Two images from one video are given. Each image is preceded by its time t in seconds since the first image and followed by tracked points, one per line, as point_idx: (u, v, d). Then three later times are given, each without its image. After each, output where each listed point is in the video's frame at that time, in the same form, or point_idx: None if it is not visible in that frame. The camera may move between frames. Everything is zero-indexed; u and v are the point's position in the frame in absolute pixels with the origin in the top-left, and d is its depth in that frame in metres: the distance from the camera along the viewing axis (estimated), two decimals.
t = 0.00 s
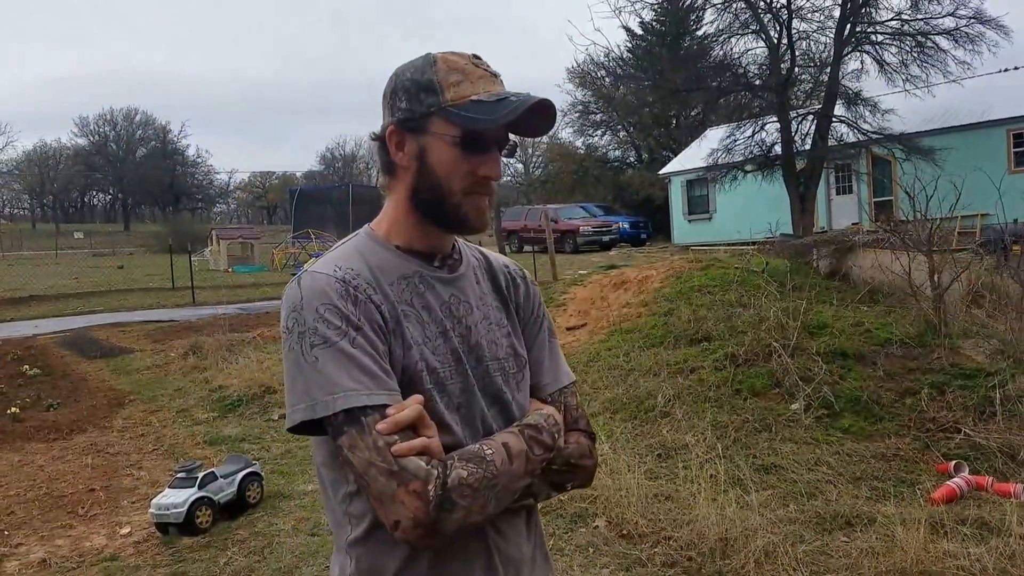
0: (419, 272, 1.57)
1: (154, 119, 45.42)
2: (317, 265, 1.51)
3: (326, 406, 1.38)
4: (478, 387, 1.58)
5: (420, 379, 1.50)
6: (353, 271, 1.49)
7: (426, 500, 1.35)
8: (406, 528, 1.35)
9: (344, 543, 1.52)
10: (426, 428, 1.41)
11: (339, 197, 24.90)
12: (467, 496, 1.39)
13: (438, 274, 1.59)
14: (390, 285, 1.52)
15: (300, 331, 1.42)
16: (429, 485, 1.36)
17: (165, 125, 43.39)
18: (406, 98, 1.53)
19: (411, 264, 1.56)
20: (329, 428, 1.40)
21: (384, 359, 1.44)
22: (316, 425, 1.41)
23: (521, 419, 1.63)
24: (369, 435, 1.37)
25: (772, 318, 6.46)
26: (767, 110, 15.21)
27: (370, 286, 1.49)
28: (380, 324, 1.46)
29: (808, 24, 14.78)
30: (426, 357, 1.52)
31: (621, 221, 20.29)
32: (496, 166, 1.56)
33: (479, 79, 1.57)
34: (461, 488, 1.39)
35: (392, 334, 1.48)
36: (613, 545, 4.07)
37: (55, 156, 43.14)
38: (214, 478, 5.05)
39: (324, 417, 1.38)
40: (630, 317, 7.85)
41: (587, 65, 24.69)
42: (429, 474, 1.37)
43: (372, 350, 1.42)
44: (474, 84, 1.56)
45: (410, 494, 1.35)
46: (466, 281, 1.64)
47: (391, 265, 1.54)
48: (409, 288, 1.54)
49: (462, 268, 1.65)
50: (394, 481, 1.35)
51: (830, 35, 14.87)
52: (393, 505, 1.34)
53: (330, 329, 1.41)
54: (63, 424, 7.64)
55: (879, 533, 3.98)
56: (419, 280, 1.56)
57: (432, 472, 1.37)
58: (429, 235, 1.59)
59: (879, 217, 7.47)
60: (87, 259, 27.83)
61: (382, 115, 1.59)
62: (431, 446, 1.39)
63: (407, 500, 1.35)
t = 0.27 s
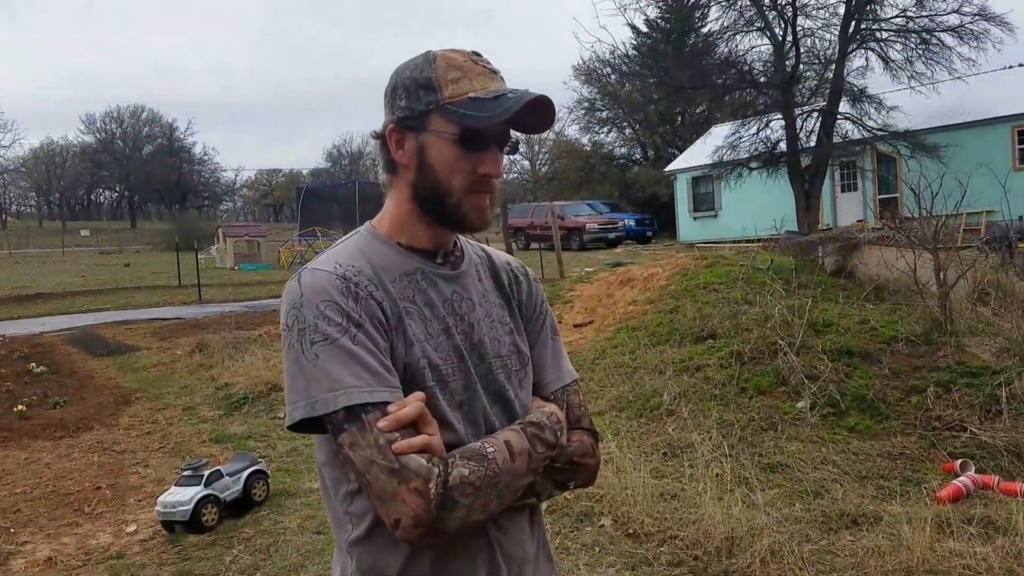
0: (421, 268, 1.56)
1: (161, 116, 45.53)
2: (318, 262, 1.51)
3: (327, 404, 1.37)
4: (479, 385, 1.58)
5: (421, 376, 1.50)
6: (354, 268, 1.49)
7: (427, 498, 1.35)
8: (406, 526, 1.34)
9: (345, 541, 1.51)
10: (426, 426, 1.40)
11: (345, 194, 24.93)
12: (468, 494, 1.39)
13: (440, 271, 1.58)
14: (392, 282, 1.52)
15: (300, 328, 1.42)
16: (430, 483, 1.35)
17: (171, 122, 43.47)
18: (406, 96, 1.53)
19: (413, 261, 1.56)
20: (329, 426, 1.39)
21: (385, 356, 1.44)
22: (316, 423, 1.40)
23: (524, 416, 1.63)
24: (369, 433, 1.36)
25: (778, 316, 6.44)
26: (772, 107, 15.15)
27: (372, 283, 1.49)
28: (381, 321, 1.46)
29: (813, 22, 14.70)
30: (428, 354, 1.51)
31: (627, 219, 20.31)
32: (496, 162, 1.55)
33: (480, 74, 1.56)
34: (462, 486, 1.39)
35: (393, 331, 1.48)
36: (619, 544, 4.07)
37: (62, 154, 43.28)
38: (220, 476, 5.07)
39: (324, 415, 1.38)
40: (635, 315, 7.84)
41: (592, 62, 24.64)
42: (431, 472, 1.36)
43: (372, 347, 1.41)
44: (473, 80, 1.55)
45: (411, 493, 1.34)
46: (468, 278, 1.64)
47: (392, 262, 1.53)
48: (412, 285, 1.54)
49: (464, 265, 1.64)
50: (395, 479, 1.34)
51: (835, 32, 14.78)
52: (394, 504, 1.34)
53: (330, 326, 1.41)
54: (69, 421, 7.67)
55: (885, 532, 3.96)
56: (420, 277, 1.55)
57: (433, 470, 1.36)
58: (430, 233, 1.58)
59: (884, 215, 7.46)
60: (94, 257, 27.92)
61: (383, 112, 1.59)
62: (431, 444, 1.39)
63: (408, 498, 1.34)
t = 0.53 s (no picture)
0: (426, 266, 1.56)
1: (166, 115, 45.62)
2: (325, 259, 1.50)
3: (334, 401, 1.37)
4: (484, 384, 1.58)
5: (426, 374, 1.49)
6: (360, 264, 1.49)
7: (435, 496, 1.34)
8: (414, 524, 1.34)
9: (349, 540, 1.51)
10: (433, 424, 1.40)
11: (350, 193, 24.96)
12: (475, 492, 1.39)
13: (445, 269, 1.58)
14: (399, 279, 1.52)
15: (308, 324, 1.41)
16: (438, 481, 1.35)
17: (177, 121, 43.59)
18: (392, 96, 1.57)
19: (419, 259, 1.56)
20: (337, 423, 1.39)
21: (392, 352, 1.43)
22: (324, 420, 1.39)
23: (530, 415, 1.63)
24: (378, 430, 1.36)
25: (783, 316, 6.42)
26: (777, 106, 15.11)
27: (378, 280, 1.49)
28: (388, 318, 1.46)
29: (818, 21, 14.64)
30: (434, 352, 1.51)
31: (631, 218, 20.29)
32: (473, 152, 1.54)
33: (458, 64, 1.55)
34: (470, 484, 1.39)
35: (399, 328, 1.47)
36: (624, 545, 4.07)
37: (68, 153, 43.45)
38: (225, 476, 5.08)
39: (332, 412, 1.37)
40: (640, 314, 7.83)
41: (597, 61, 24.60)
42: (439, 470, 1.36)
43: (380, 344, 1.41)
44: (451, 69, 1.54)
45: (419, 490, 1.34)
46: (473, 276, 1.63)
47: (398, 259, 1.53)
48: (417, 283, 1.54)
49: (469, 263, 1.64)
50: (403, 477, 1.34)
51: (839, 32, 14.73)
52: (402, 502, 1.34)
53: (338, 322, 1.40)
54: (76, 420, 7.70)
55: (890, 533, 3.96)
56: (426, 275, 1.55)
57: (441, 468, 1.36)
58: (430, 230, 1.58)
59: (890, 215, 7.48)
60: (100, 255, 28.03)
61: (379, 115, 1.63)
62: (439, 442, 1.38)
63: (416, 496, 1.34)
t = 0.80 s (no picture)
0: (429, 269, 1.56)
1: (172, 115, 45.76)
2: (327, 261, 1.51)
3: (335, 403, 1.37)
4: (487, 386, 1.58)
5: (428, 376, 1.49)
6: (362, 267, 1.49)
7: (435, 498, 1.35)
8: (413, 526, 1.34)
9: (350, 542, 1.51)
10: (434, 426, 1.40)
11: (355, 194, 25.01)
12: (476, 496, 1.39)
13: (448, 271, 1.58)
14: (402, 281, 1.52)
15: (309, 327, 1.41)
16: (437, 484, 1.35)
17: (183, 123, 43.70)
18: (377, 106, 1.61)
19: (421, 261, 1.56)
20: (338, 425, 1.39)
21: (393, 355, 1.43)
22: (325, 422, 1.40)
23: (533, 418, 1.63)
24: (378, 432, 1.36)
25: (788, 318, 6.41)
26: (782, 107, 15.08)
27: (380, 283, 1.49)
28: (389, 320, 1.46)
29: (822, 23, 14.61)
30: (436, 354, 1.51)
31: (635, 219, 20.27)
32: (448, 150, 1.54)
33: (430, 64, 1.55)
34: (470, 487, 1.38)
35: (401, 331, 1.47)
36: (629, 548, 4.06)
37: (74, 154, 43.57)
38: (230, 477, 5.09)
39: (333, 414, 1.38)
40: (644, 316, 7.82)
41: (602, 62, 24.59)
42: (438, 472, 1.36)
43: (381, 347, 1.41)
44: (421, 70, 1.55)
45: (418, 492, 1.34)
46: (477, 278, 1.63)
47: (400, 261, 1.54)
48: (419, 285, 1.54)
49: (473, 266, 1.64)
50: (403, 479, 1.34)
51: (844, 34, 14.69)
52: (400, 504, 1.34)
53: (339, 324, 1.41)
54: (81, 421, 7.72)
55: (896, 537, 3.95)
56: (429, 277, 1.55)
57: (440, 470, 1.36)
58: (428, 234, 1.58)
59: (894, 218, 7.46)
60: (106, 256, 28.14)
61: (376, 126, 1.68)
62: (439, 445, 1.39)
63: (416, 498, 1.34)
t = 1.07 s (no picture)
0: (431, 271, 1.56)
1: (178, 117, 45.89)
2: (327, 263, 1.52)
3: (326, 410, 1.38)
4: (488, 389, 1.58)
5: (426, 380, 1.50)
6: (361, 270, 1.49)
7: (418, 510, 1.35)
8: (397, 536, 1.36)
9: (351, 543, 1.53)
10: (425, 435, 1.40)
11: (359, 196, 25.05)
12: (462, 506, 1.39)
13: (451, 273, 1.58)
14: (401, 285, 1.52)
15: (305, 332, 1.42)
16: (421, 495, 1.36)
17: (189, 124, 43.82)
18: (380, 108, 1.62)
19: (423, 263, 1.56)
20: (330, 432, 1.40)
21: (388, 361, 1.43)
22: (319, 427, 1.41)
23: (533, 423, 1.63)
24: (365, 441, 1.37)
25: (792, 322, 6.40)
26: (787, 110, 15.06)
27: (379, 286, 1.49)
28: (385, 326, 1.46)
29: (827, 26, 14.58)
30: (434, 358, 1.51)
31: (640, 222, 20.25)
32: (452, 149, 1.55)
33: (430, 64, 1.56)
34: (456, 498, 1.38)
35: (398, 335, 1.48)
36: (633, 552, 4.05)
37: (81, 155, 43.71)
38: (235, 479, 5.10)
39: (324, 420, 1.39)
40: (648, 319, 7.81)
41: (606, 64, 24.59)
42: (423, 482, 1.36)
43: (374, 353, 1.41)
44: (421, 70, 1.56)
45: (402, 504, 1.35)
46: (481, 279, 1.63)
47: (401, 264, 1.54)
48: (421, 287, 1.54)
49: (477, 267, 1.64)
50: (388, 489, 1.35)
51: (849, 37, 14.65)
52: (384, 515, 1.36)
53: (333, 330, 1.41)
54: (87, 423, 7.75)
55: (900, 542, 3.94)
56: (430, 279, 1.56)
57: (425, 481, 1.36)
58: (432, 235, 1.58)
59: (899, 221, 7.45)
60: (112, 258, 28.22)
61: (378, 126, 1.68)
62: (427, 454, 1.39)
63: (400, 508, 1.35)
